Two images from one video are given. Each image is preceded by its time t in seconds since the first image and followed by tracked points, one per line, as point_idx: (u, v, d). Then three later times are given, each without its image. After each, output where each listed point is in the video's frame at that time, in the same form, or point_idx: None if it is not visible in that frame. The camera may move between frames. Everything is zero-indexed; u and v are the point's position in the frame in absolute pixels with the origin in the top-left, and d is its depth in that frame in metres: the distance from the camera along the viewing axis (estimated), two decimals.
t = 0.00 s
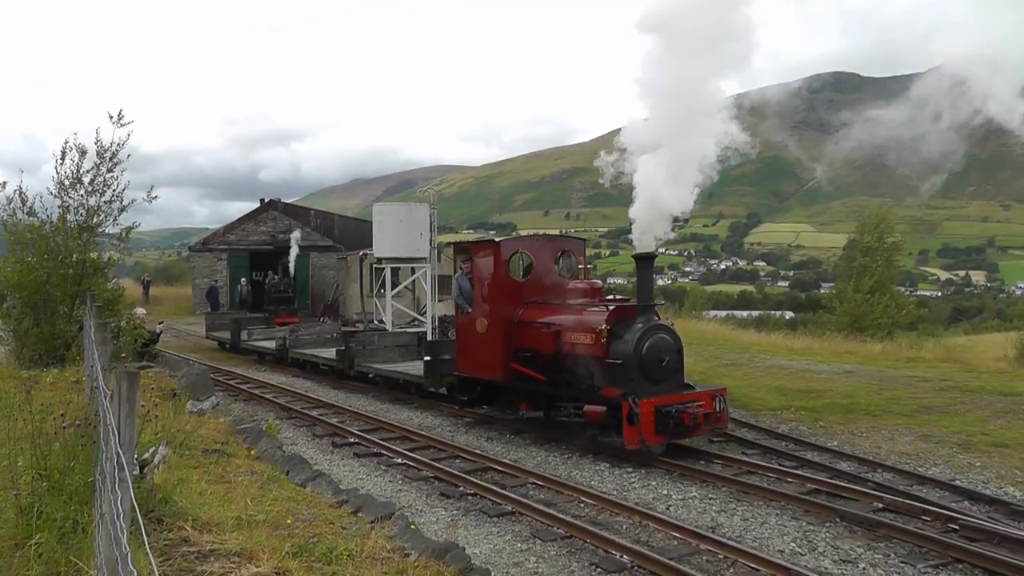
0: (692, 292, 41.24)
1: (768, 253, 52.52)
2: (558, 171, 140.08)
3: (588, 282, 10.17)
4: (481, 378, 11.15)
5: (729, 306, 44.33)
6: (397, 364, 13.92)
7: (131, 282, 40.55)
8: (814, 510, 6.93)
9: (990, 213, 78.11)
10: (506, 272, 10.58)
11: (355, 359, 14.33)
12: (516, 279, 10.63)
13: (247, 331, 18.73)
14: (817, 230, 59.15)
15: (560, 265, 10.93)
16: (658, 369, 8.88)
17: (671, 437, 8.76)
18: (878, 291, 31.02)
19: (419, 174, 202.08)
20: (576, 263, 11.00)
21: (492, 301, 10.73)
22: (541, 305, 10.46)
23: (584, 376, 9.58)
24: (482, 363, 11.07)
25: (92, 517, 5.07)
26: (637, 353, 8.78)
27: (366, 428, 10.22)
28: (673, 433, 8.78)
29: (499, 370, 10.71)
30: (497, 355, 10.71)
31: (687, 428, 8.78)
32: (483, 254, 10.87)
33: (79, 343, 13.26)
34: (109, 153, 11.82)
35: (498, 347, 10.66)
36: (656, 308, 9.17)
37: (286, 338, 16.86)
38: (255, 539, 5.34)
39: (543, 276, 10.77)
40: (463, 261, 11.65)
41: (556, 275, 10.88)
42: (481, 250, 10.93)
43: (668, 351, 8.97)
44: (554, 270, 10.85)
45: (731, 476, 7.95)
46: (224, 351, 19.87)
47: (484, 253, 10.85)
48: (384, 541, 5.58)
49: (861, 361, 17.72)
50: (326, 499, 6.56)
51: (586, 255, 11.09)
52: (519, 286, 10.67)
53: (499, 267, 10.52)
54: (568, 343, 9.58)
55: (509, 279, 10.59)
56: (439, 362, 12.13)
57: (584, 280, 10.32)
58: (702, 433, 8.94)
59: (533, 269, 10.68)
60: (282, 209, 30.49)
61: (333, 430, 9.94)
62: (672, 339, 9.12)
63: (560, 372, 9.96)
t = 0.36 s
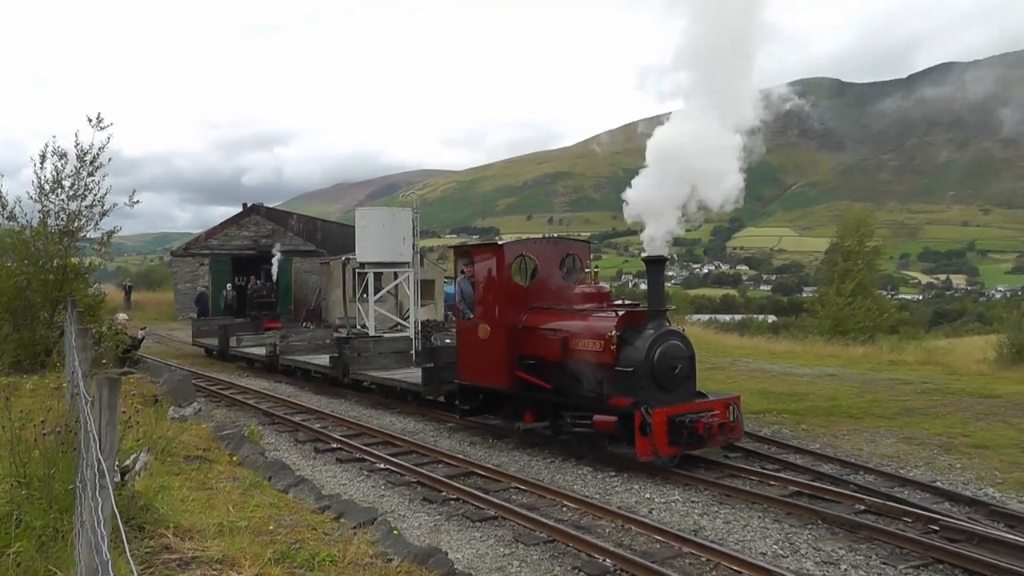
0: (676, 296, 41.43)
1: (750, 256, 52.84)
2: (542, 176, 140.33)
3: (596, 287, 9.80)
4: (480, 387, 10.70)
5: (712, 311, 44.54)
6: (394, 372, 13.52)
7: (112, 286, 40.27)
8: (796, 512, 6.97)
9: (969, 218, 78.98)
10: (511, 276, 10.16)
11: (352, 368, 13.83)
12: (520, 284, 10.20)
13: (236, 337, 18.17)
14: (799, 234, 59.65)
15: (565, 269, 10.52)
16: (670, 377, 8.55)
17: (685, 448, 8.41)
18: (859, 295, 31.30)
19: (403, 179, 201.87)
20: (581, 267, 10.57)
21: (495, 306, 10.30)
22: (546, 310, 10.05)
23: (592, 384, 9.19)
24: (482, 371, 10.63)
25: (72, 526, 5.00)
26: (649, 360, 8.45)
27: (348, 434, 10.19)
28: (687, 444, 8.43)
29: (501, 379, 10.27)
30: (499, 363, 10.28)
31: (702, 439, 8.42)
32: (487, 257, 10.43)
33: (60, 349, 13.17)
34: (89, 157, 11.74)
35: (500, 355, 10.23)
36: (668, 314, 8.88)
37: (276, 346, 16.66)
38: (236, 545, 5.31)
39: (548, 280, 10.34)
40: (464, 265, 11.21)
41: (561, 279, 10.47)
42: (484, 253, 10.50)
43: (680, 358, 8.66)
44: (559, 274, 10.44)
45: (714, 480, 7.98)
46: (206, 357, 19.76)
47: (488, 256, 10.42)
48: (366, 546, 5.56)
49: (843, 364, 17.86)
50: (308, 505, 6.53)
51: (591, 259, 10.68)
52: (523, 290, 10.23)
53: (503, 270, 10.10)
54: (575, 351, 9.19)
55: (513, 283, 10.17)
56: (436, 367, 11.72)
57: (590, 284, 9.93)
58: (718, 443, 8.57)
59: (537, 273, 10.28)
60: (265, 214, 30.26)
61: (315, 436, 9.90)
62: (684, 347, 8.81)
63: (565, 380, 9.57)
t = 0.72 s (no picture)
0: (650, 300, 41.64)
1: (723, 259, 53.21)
2: (518, 180, 140.45)
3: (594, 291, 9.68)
4: (476, 394, 10.52)
5: (686, 314, 44.80)
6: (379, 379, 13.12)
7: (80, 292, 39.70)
8: (769, 512, 7.04)
9: (939, 221, 80.16)
10: (506, 280, 9.98)
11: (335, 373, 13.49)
12: (516, 288, 10.02)
13: (215, 344, 17.82)
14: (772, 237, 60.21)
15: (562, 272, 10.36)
16: (673, 383, 8.45)
17: (690, 458, 8.21)
18: (831, 297, 31.65)
19: (378, 183, 201.12)
20: (578, 269, 10.42)
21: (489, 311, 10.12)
22: (543, 315, 9.89)
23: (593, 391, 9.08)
24: (477, 378, 10.44)
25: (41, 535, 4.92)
26: (653, 367, 8.34)
27: (321, 439, 10.12)
28: (692, 453, 8.23)
29: (498, 386, 10.10)
30: (496, 369, 10.11)
31: (708, 448, 8.23)
32: (481, 260, 10.24)
33: (29, 356, 12.96)
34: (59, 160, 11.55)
35: (497, 361, 10.06)
36: (670, 318, 8.78)
37: (256, 352, 16.19)
38: (208, 553, 5.25)
39: (544, 284, 10.19)
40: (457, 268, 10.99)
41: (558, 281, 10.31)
42: (479, 256, 10.30)
43: (684, 363, 8.56)
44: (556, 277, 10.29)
45: (687, 481, 8.04)
46: (177, 363, 19.54)
47: (482, 260, 10.23)
48: (340, 551, 5.53)
49: (815, 366, 18.04)
50: (281, 510, 6.49)
51: (588, 260, 10.53)
52: (520, 295, 10.06)
53: (498, 275, 9.92)
54: (576, 357, 9.05)
55: (508, 287, 10.00)
56: (426, 373, 11.45)
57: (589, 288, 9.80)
58: (725, 450, 8.41)
59: (533, 276, 10.13)
60: (238, 218, 30.20)
61: (288, 441, 9.82)
62: (687, 352, 8.70)
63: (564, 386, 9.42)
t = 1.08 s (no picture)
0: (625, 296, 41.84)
1: (696, 255, 53.59)
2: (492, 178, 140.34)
3: (593, 288, 9.51)
4: (470, 398, 10.13)
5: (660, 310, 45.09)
6: (369, 382, 12.74)
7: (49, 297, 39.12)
8: (742, 506, 7.11)
9: (907, 215, 81.34)
10: (501, 279, 9.66)
11: (320, 378, 13.14)
12: (510, 287, 9.71)
13: (194, 348, 17.57)
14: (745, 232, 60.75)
15: (556, 270, 10.14)
16: (679, 383, 8.15)
17: (700, 460, 7.89)
18: (802, 291, 32.00)
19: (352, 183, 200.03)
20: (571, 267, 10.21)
21: (484, 311, 9.77)
22: (539, 314, 9.61)
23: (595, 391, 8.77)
24: (471, 381, 10.05)
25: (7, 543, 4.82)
26: (658, 367, 8.03)
27: (294, 441, 10.05)
28: (702, 455, 7.91)
29: (493, 388, 9.73)
30: (490, 372, 9.74)
31: (718, 449, 7.91)
32: (473, 259, 9.92)
33: None
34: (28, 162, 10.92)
35: (491, 363, 9.70)
36: (672, 315, 8.47)
37: (237, 355, 15.72)
38: (180, 558, 5.19)
39: (538, 283, 9.95)
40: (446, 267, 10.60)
41: (552, 280, 10.08)
42: (471, 255, 9.97)
43: (688, 361, 8.28)
44: (549, 276, 10.06)
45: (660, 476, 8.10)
46: (148, 367, 19.29)
47: (474, 258, 9.90)
48: (313, 554, 5.49)
49: (787, 359, 18.25)
50: (253, 514, 6.43)
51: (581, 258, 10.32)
52: (515, 295, 9.76)
53: (493, 274, 9.60)
54: (577, 357, 8.76)
55: (503, 286, 9.68)
56: (417, 376, 11.07)
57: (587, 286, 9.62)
58: (734, 451, 8.11)
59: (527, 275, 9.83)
60: (208, 219, 29.90)
61: (261, 444, 9.74)
62: (692, 350, 8.41)
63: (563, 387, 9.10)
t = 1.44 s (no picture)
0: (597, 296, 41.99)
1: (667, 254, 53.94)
2: (467, 177, 140.09)
3: (592, 286, 9.13)
4: (462, 401, 9.67)
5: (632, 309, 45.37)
6: (353, 384, 12.25)
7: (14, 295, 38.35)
8: (711, 504, 7.18)
9: (875, 217, 82.52)
10: (495, 276, 9.22)
11: (303, 379, 12.80)
12: (505, 284, 9.28)
13: (169, 348, 17.18)
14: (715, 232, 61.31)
15: (551, 268, 9.72)
16: (684, 386, 7.81)
17: (706, 466, 7.65)
18: (770, 291, 32.36)
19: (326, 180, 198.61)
20: (568, 263, 9.86)
21: (477, 310, 9.32)
22: (535, 313, 9.19)
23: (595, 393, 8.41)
24: (464, 383, 9.61)
25: None
26: (663, 369, 7.68)
27: (263, 440, 9.97)
28: (708, 460, 7.67)
29: (487, 391, 9.29)
30: (484, 374, 9.29)
31: (724, 454, 7.69)
32: (466, 256, 9.46)
33: None
34: None
35: (485, 365, 9.25)
36: (676, 315, 8.11)
37: (215, 355, 15.26)
38: (147, 560, 5.13)
39: (533, 280, 9.50)
40: (437, 264, 10.11)
41: (547, 278, 9.66)
42: (464, 251, 9.51)
43: (693, 363, 7.94)
44: (545, 273, 9.63)
45: (626, 473, 8.15)
46: (115, 366, 19.02)
47: (468, 254, 9.43)
48: (281, 554, 5.44)
49: (756, 358, 18.44)
50: (221, 514, 6.36)
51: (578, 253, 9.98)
52: (509, 293, 9.31)
53: (487, 271, 9.15)
54: (577, 358, 8.36)
55: (498, 284, 9.24)
56: (406, 378, 10.80)
57: (585, 284, 9.22)
58: (740, 456, 7.90)
59: (522, 272, 9.41)
60: (177, 215, 29.49)
61: (229, 443, 9.65)
62: (697, 351, 8.07)
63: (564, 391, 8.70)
